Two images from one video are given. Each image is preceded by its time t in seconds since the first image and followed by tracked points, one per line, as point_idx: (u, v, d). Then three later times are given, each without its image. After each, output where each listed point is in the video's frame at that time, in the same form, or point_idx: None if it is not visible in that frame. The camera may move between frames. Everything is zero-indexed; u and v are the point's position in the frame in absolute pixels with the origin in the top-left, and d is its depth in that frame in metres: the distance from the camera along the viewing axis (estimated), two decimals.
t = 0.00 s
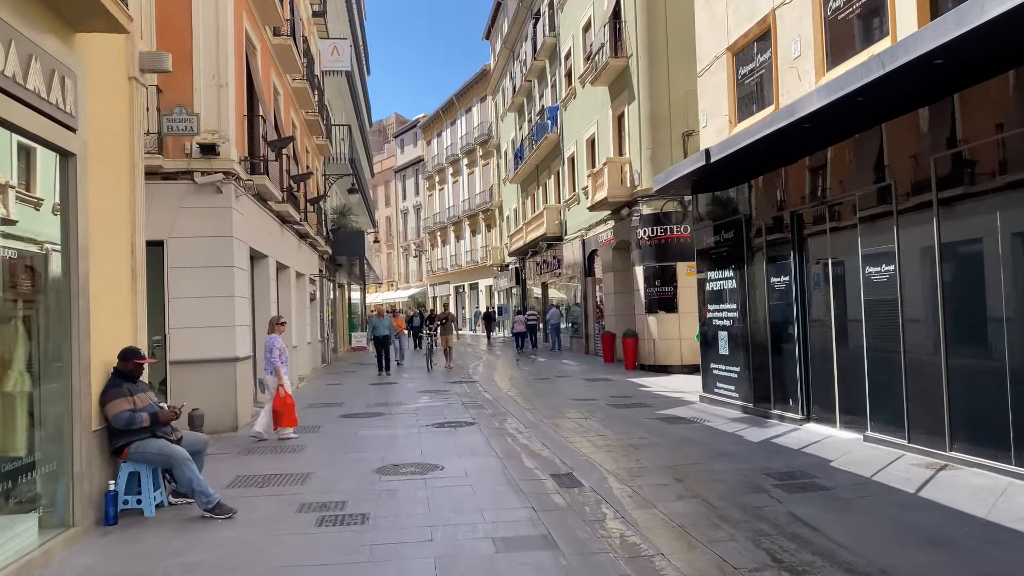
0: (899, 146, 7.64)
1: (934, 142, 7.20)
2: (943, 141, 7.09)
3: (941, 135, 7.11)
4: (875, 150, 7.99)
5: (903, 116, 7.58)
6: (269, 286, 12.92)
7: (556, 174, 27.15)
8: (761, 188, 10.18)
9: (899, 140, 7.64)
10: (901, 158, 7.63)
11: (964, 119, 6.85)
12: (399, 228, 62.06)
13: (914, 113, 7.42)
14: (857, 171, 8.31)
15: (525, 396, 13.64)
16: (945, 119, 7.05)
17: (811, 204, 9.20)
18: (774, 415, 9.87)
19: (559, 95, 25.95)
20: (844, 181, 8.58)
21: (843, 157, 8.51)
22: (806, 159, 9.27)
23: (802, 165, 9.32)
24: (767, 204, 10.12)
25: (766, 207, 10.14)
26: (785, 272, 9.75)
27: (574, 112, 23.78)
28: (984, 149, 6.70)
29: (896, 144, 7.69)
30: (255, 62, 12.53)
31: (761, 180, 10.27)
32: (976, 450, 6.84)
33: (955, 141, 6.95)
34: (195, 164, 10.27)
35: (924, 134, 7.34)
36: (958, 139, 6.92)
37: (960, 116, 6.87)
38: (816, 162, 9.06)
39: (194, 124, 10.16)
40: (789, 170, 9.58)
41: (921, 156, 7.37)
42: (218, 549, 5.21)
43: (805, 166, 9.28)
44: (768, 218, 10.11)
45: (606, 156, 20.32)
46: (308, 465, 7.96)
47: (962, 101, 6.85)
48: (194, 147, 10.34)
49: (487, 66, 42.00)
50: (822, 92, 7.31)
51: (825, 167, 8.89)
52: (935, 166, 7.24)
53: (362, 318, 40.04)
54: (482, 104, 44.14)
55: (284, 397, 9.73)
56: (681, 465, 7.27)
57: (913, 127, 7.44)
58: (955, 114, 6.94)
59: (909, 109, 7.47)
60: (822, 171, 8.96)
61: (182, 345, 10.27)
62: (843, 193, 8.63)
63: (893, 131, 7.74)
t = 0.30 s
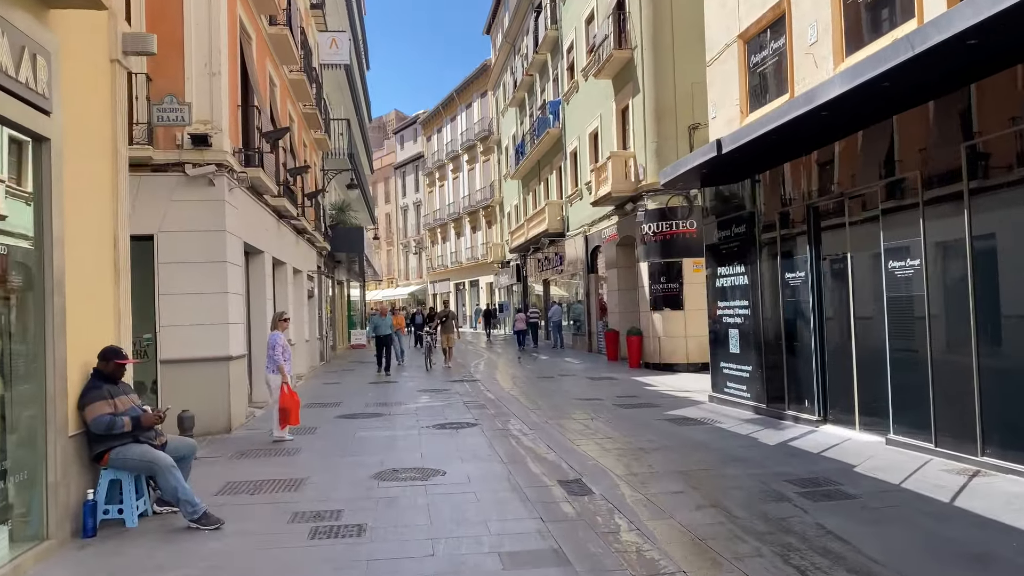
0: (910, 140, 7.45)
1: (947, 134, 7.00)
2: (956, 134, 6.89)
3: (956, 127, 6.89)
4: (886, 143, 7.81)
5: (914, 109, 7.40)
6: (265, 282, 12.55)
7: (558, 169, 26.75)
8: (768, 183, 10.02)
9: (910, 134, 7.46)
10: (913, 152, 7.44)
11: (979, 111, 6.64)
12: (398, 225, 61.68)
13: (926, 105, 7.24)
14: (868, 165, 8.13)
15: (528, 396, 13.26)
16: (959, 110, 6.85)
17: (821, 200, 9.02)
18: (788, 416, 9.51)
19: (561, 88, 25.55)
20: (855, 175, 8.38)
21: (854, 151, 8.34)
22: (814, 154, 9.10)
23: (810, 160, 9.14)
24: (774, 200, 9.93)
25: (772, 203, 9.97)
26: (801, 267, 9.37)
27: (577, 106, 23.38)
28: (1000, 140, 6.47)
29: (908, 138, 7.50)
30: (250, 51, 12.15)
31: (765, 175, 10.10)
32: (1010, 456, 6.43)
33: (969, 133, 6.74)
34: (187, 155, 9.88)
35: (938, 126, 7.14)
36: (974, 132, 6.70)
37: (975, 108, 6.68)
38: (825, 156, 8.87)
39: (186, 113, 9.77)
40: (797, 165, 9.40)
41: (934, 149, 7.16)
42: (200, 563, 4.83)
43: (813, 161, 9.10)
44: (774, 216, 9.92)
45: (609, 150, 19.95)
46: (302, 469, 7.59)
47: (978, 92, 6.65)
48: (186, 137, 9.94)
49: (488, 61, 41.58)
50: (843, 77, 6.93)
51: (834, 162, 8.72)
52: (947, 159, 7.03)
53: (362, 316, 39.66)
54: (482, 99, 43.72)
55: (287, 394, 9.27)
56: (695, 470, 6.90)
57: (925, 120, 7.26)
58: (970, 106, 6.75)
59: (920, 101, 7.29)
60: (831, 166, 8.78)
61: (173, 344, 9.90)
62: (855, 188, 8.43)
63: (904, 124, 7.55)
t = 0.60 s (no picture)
0: (923, 135, 7.24)
1: (961, 127, 6.79)
2: (969, 128, 6.68)
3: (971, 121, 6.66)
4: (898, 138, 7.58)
5: (925, 104, 7.22)
6: (259, 280, 12.16)
7: (560, 166, 26.34)
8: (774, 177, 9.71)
9: (922, 128, 7.26)
10: (925, 147, 7.22)
11: (993, 105, 6.41)
12: (398, 222, 61.28)
13: (938, 98, 7.03)
14: (878, 161, 7.90)
15: (531, 397, 12.89)
16: (974, 103, 6.63)
17: (827, 197, 8.77)
18: (804, 419, 9.12)
19: (563, 83, 25.16)
20: (865, 172, 8.14)
21: (863, 147, 8.09)
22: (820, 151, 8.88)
23: (815, 157, 8.93)
24: (779, 196, 9.68)
25: (777, 200, 9.73)
26: (818, 264, 8.97)
27: (579, 101, 22.99)
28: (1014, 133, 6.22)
29: (920, 133, 7.29)
30: (245, 41, 11.75)
31: (773, 170, 9.81)
32: None
33: (984, 126, 6.52)
34: (177, 147, 9.49)
35: (949, 119, 6.92)
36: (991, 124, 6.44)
37: (990, 101, 6.44)
38: (832, 153, 8.63)
39: (176, 104, 9.38)
40: (802, 162, 9.15)
41: (948, 143, 6.94)
42: None
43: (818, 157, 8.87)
44: (778, 213, 9.69)
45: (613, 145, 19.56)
46: (296, 476, 7.20)
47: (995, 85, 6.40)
48: (176, 129, 9.54)
49: (489, 57, 41.15)
50: (867, 62, 6.54)
51: (842, 158, 8.47)
52: (963, 153, 6.79)
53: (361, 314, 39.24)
54: (483, 96, 43.29)
55: (283, 398, 8.92)
56: (712, 478, 6.53)
57: (938, 113, 7.05)
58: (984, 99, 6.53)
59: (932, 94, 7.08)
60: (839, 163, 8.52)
61: (163, 344, 9.51)
62: (865, 185, 8.19)
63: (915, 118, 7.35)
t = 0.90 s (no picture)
0: (936, 127, 7.07)
1: (975, 119, 6.61)
2: (981, 119, 6.52)
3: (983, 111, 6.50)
4: (909, 132, 7.41)
5: (938, 95, 7.06)
6: (255, 275, 11.80)
7: (562, 161, 25.95)
8: (781, 172, 9.54)
9: (934, 121, 7.11)
10: (938, 140, 7.05)
11: (1009, 95, 6.23)
12: (399, 219, 60.89)
13: (953, 89, 6.84)
14: (888, 154, 7.72)
15: (535, 396, 12.52)
16: (989, 93, 6.44)
17: (834, 191, 8.59)
18: (821, 420, 8.74)
19: (566, 77, 24.77)
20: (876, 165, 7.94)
21: (873, 140, 7.91)
22: (826, 144, 8.74)
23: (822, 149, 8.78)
24: (786, 190, 9.50)
25: (784, 195, 9.55)
26: (837, 258, 8.58)
27: (582, 94, 22.59)
28: None
29: (933, 125, 7.12)
30: (240, 29, 11.37)
31: (779, 164, 9.64)
32: None
33: (998, 118, 6.34)
34: (166, 137, 9.09)
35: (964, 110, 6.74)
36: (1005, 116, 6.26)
37: (1003, 91, 6.28)
38: (839, 146, 8.47)
39: (165, 92, 8.96)
40: (809, 156, 8.99)
41: (961, 136, 6.77)
42: None
43: (824, 150, 8.73)
44: (784, 208, 9.53)
45: (617, 139, 19.17)
46: (289, 481, 6.83)
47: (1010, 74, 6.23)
48: (165, 118, 9.14)
49: (490, 52, 40.73)
50: (893, 42, 6.17)
51: (851, 152, 8.29)
52: (974, 145, 6.64)
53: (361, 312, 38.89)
54: (483, 91, 42.86)
55: (274, 399, 8.64)
56: (729, 484, 6.15)
57: (951, 104, 6.88)
58: (1000, 89, 6.34)
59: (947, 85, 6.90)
60: (847, 156, 8.35)
61: (152, 341, 9.11)
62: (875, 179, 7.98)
63: (927, 110, 7.19)
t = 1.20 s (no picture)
0: (946, 121, 6.94)
1: (987, 113, 6.48)
2: (995, 115, 6.38)
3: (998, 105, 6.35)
4: (920, 128, 7.26)
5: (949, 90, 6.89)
6: (250, 272, 11.43)
7: (565, 156, 25.57)
8: (787, 167, 9.38)
9: (945, 116, 6.96)
10: (948, 135, 6.93)
11: None
12: (399, 217, 60.48)
13: (967, 81, 6.68)
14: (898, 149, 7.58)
15: (538, 397, 12.14)
16: (1004, 87, 6.30)
17: (841, 187, 8.45)
18: (840, 424, 8.36)
19: (568, 71, 24.35)
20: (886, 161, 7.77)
21: (882, 135, 7.77)
22: (833, 140, 8.59)
23: (828, 144, 8.61)
24: (793, 185, 9.33)
25: (791, 190, 9.35)
26: (859, 253, 8.18)
27: (586, 88, 22.18)
28: None
29: (943, 119, 6.99)
30: (235, 17, 10.98)
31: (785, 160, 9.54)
32: None
33: (1013, 113, 6.21)
34: (155, 127, 8.68)
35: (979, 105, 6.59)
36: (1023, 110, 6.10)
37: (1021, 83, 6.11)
38: (846, 141, 8.34)
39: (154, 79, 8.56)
40: (816, 152, 8.84)
41: (973, 131, 6.65)
42: None
43: (831, 146, 8.58)
44: (790, 204, 9.36)
45: (622, 133, 18.77)
46: (281, 489, 6.44)
47: None
48: (154, 107, 8.73)
49: (491, 47, 40.29)
50: (923, 23, 5.79)
51: (858, 147, 8.16)
52: (988, 140, 6.50)
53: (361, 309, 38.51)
54: (484, 87, 42.43)
55: (268, 401, 8.29)
56: (750, 493, 5.77)
57: (963, 98, 6.74)
58: (1016, 82, 6.19)
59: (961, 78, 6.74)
60: (854, 151, 8.21)
61: (140, 340, 8.71)
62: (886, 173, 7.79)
63: (938, 104, 7.05)
